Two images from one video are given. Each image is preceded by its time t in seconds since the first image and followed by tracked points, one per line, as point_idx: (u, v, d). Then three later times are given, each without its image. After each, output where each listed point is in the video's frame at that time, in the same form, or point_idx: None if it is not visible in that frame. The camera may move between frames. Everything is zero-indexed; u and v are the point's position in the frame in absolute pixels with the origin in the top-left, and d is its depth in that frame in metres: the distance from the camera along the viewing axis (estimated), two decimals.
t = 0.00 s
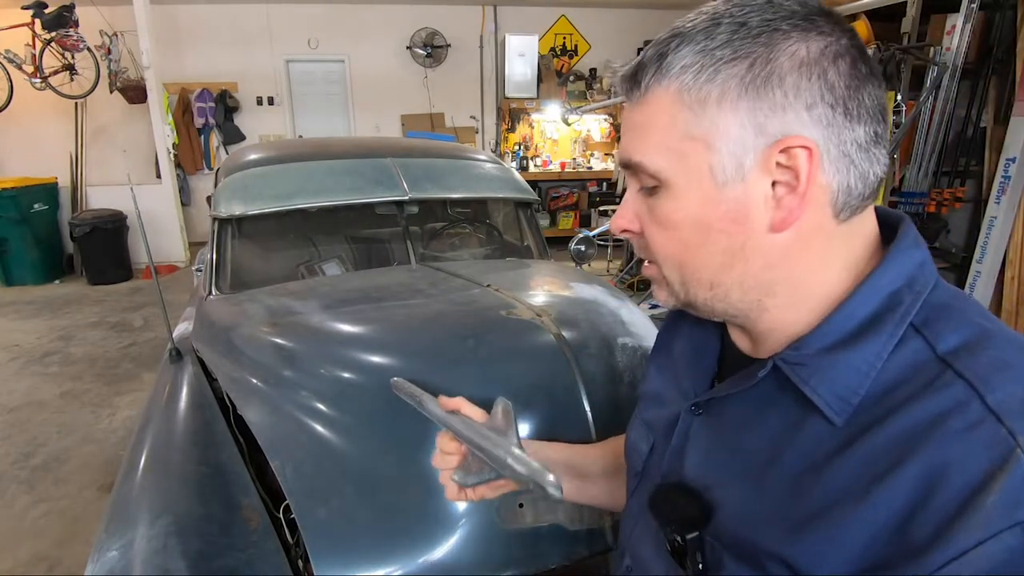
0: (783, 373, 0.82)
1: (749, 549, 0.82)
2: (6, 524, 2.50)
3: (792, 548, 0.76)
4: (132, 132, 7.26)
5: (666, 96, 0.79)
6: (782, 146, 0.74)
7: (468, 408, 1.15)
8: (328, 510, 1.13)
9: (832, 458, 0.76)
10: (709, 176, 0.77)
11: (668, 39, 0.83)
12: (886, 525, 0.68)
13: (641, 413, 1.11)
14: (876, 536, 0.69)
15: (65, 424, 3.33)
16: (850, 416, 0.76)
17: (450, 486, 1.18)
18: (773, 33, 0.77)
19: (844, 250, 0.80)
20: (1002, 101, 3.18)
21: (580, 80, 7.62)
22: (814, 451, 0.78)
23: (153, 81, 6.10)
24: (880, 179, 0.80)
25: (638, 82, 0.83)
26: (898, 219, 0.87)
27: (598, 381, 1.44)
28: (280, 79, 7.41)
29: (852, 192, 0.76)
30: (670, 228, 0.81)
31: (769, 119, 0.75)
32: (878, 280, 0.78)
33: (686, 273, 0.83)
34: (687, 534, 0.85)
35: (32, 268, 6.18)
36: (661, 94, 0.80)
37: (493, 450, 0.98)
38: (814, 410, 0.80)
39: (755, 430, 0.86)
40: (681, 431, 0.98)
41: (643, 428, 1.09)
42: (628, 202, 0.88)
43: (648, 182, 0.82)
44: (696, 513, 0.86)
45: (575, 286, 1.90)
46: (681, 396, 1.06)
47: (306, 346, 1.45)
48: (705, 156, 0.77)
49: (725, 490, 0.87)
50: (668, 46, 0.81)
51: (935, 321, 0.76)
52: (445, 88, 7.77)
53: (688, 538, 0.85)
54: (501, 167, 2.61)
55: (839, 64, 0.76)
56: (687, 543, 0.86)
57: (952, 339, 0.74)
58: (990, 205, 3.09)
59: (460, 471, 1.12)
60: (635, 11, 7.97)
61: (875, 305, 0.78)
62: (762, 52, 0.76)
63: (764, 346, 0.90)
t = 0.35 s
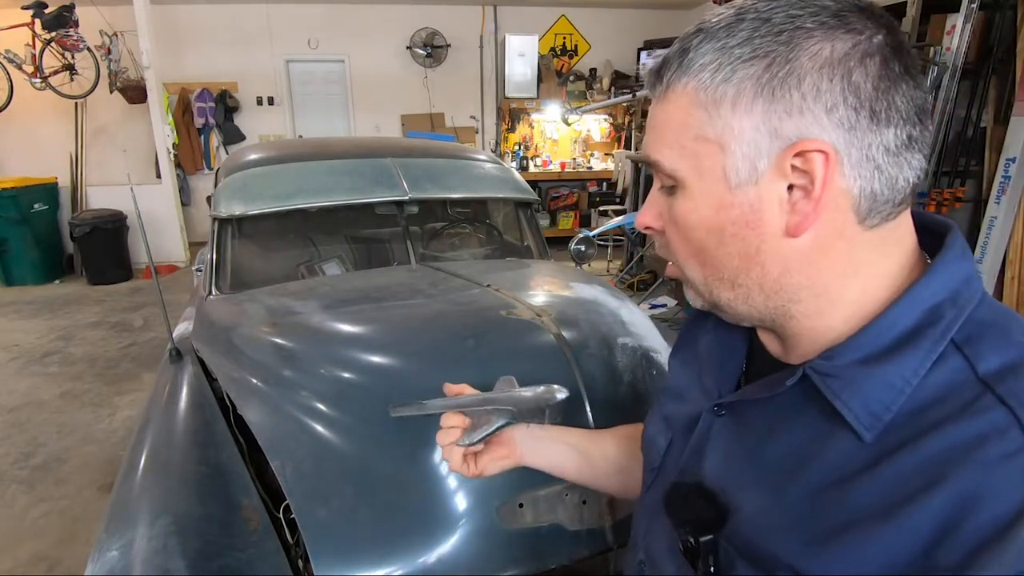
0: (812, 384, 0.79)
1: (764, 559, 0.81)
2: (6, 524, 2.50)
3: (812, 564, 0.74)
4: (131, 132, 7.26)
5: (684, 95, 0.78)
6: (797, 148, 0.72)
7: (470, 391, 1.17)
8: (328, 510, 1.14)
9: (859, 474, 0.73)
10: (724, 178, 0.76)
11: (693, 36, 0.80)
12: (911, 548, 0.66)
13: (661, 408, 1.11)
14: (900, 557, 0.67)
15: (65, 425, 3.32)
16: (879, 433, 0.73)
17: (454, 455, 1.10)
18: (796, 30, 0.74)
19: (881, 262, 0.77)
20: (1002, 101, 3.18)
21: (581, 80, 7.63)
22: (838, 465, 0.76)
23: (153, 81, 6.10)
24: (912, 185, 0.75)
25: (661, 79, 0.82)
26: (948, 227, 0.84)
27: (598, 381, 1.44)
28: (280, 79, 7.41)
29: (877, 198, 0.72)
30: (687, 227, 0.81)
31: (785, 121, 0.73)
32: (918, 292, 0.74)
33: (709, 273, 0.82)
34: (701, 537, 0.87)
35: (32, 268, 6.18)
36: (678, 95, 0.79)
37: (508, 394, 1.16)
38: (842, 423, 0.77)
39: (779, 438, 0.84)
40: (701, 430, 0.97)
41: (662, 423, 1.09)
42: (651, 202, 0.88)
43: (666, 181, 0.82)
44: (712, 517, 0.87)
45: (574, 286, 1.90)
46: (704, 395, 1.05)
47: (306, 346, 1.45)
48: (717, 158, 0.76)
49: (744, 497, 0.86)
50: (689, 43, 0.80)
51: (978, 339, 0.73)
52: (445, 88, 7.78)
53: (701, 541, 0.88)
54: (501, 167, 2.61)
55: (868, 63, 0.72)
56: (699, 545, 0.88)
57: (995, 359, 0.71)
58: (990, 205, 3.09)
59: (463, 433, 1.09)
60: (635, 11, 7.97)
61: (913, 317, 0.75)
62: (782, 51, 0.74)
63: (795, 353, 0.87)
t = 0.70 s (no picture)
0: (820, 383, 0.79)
1: (754, 553, 0.82)
2: (6, 524, 2.50)
3: (800, 558, 0.75)
4: (132, 132, 7.27)
5: (709, 97, 0.77)
6: (823, 156, 0.72)
7: (506, 358, 1.19)
8: (328, 510, 1.14)
9: (855, 472, 0.73)
10: (747, 183, 0.76)
11: (723, 34, 0.79)
12: (894, 546, 0.66)
13: (681, 398, 1.11)
14: (882, 553, 0.67)
15: (65, 425, 3.32)
16: (881, 436, 0.72)
17: (485, 427, 1.15)
18: (829, 34, 0.73)
19: (903, 268, 0.76)
20: (1001, 102, 3.17)
21: (581, 80, 7.64)
22: (837, 464, 0.76)
23: (152, 81, 6.10)
24: (942, 196, 0.74)
25: (686, 78, 0.81)
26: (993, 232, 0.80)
27: (598, 382, 1.45)
28: (280, 79, 7.41)
29: (905, 208, 0.72)
30: (706, 231, 0.81)
31: (813, 127, 0.72)
32: (938, 299, 0.73)
33: (725, 278, 0.83)
34: (694, 527, 0.88)
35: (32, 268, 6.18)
36: (703, 96, 0.78)
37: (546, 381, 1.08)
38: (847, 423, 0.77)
39: (785, 436, 0.84)
40: (713, 422, 0.99)
41: (679, 413, 1.08)
42: (668, 203, 0.88)
43: (687, 183, 0.82)
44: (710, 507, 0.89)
45: (574, 285, 1.90)
46: (719, 387, 1.05)
47: (306, 346, 1.45)
48: (742, 164, 0.76)
49: (744, 490, 0.86)
50: (717, 42, 0.79)
51: (1000, 349, 0.69)
52: (445, 89, 7.78)
53: (695, 531, 0.88)
54: (501, 167, 2.62)
55: (902, 70, 0.71)
56: (691, 535, 0.88)
57: (1015, 370, 0.67)
58: (990, 205, 3.08)
59: (499, 413, 1.10)
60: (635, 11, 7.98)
61: (932, 324, 0.73)
62: (814, 55, 0.73)
63: (812, 352, 0.86)
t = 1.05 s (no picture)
0: (826, 377, 0.79)
1: (731, 533, 0.85)
2: (6, 524, 2.50)
3: (771, 536, 0.77)
4: (131, 132, 7.27)
5: (784, 69, 0.72)
6: (915, 124, 0.69)
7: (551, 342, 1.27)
8: (328, 510, 1.13)
9: (843, 463, 0.74)
10: (834, 160, 0.70)
11: (779, 13, 0.76)
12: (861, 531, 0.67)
13: (703, 390, 1.13)
14: (849, 536, 0.68)
15: (65, 425, 3.33)
16: (876, 433, 0.72)
17: (523, 407, 1.23)
18: (890, 9, 0.73)
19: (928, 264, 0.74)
20: (1002, 102, 3.16)
21: (581, 80, 7.64)
22: (828, 457, 0.76)
23: (152, 81, 6.09)
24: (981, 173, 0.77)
25: (748, 53, 0.75)
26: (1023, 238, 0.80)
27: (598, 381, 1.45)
28: (280, 79, 7.41)
29: (968, 181, 0.72)
30: (780, 219, 0.73)
31: (901, 97, 0.69)
32: (957, 301, 0.70)
33: (793, 272, 0.75)
34: (684, 502, 0.94)
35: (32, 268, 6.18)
36: (776, 70, 0.72)
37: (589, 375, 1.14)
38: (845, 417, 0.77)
39: (786, 429, 0.85)
40: (726, 412, 1.00)
41: (698, 403, 1.10)
42: (713, 196, 0.79)
43: (754, 169, 0.73)
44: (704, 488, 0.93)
45: (575, 286, 1.90)
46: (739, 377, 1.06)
47: (306, 347, 1.46)
48: (829, 139, 0.70)
49: (739, 476, 0.88)
50: (771, 20, 0.76)
51: (1012, 358, 0.66)
52: (445, 89, 7.78)
53: (687, 508, 0.94)
54: (501, 167, 2.62)
55: (955, 48, 0.73)
56: (681, 510, 0.94)
57: (1020, 382, 0.64)
58: (990, 205, 3.07)
59: (539, 395, 1.20)
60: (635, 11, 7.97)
61: (949, 326, 0.70)
62: (887, 25, 0.71)
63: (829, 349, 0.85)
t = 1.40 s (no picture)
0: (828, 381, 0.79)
1: (728, 531, 0.86)
2: (6, 524, 2.50)
3: (767, 535, 0.78)
4: (131, 132, 7.27)
5: (747, 103, 0.72)
6: (877, 154, 0.67)
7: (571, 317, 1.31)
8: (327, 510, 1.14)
9: (840, 465, 0.74)
10: (794, 193, 0.70)
11: (753, 37, 0.75)
12: (854, 534, 0.68)
13: (718, 387, 1.12)
14: (843, 540, 0.69)
15: (65, 425, 3.33)
16: (874, 438, 0.72)
17: (544, 371, 1.22)
18: (863, 28, 0.70)
19: (935, 276, 0.72)
20: (1002, 102, 3.15)
21: (581, 80, 7.63)
22: (824, 459, 0.76)
23: (152, 81, 6.09)
24: (984, 186, 0.72)
25: (719, 86, 0.75)
26: None
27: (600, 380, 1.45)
28: (280, 79, 7.41)
29: (955, 202, 0.68)
30: (752, 249, 0.74)
31: (863, 125, 0.68)
32: (956, 310, 0.69)
33: (774, 297, 0.76)
34: (684, 497, 0.95)
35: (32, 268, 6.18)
36: (739, 105, 0.73)
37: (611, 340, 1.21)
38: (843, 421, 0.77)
39: (786, 430, 0.85)
40: (734, 409, 1.00)
41: (712, 399, 1.10)
42: (696, 222, 0.82)
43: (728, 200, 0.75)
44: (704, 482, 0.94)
45: (575, 286, 1.90)
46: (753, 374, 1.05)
47: (306, 347, 1.46)
48: (789, 172, 0.70)
49: (739, 476, 0.88)
50: (739, 49, 0.76)
51: (1015, 368, 0.65)
52: (445, 88, 7.78)
53: (687, 503, 0.95)
54: (501, 167, 2.62)
55: (940, 59, 0.68)
56: (683, 505, 0.95)
57: (1020, 392, 0.63)
58: (990, 205, 3.06)
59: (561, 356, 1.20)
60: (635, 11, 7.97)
61: (947, 336, 0.69)
62: (852, 51, 0.69)
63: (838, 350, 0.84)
